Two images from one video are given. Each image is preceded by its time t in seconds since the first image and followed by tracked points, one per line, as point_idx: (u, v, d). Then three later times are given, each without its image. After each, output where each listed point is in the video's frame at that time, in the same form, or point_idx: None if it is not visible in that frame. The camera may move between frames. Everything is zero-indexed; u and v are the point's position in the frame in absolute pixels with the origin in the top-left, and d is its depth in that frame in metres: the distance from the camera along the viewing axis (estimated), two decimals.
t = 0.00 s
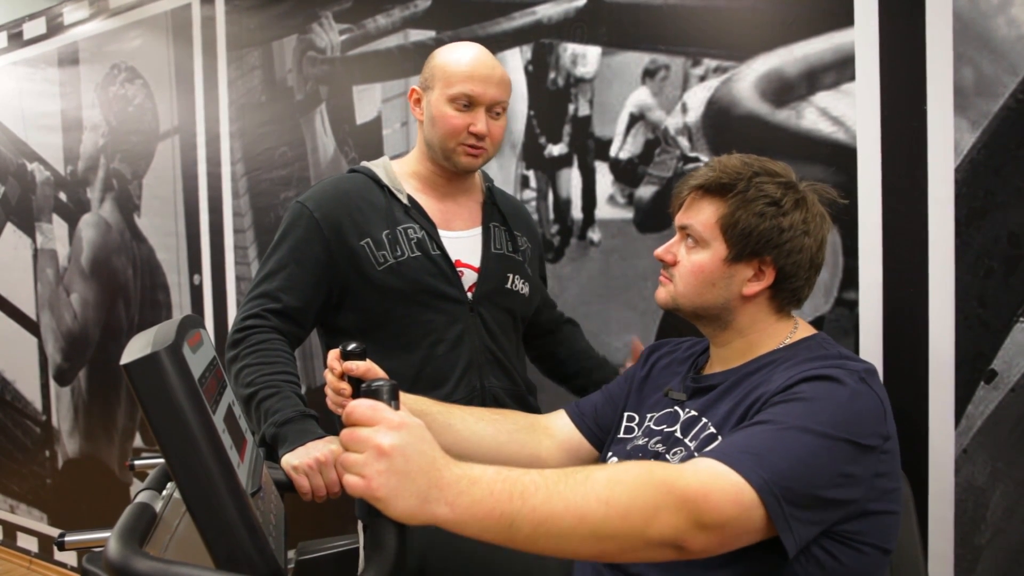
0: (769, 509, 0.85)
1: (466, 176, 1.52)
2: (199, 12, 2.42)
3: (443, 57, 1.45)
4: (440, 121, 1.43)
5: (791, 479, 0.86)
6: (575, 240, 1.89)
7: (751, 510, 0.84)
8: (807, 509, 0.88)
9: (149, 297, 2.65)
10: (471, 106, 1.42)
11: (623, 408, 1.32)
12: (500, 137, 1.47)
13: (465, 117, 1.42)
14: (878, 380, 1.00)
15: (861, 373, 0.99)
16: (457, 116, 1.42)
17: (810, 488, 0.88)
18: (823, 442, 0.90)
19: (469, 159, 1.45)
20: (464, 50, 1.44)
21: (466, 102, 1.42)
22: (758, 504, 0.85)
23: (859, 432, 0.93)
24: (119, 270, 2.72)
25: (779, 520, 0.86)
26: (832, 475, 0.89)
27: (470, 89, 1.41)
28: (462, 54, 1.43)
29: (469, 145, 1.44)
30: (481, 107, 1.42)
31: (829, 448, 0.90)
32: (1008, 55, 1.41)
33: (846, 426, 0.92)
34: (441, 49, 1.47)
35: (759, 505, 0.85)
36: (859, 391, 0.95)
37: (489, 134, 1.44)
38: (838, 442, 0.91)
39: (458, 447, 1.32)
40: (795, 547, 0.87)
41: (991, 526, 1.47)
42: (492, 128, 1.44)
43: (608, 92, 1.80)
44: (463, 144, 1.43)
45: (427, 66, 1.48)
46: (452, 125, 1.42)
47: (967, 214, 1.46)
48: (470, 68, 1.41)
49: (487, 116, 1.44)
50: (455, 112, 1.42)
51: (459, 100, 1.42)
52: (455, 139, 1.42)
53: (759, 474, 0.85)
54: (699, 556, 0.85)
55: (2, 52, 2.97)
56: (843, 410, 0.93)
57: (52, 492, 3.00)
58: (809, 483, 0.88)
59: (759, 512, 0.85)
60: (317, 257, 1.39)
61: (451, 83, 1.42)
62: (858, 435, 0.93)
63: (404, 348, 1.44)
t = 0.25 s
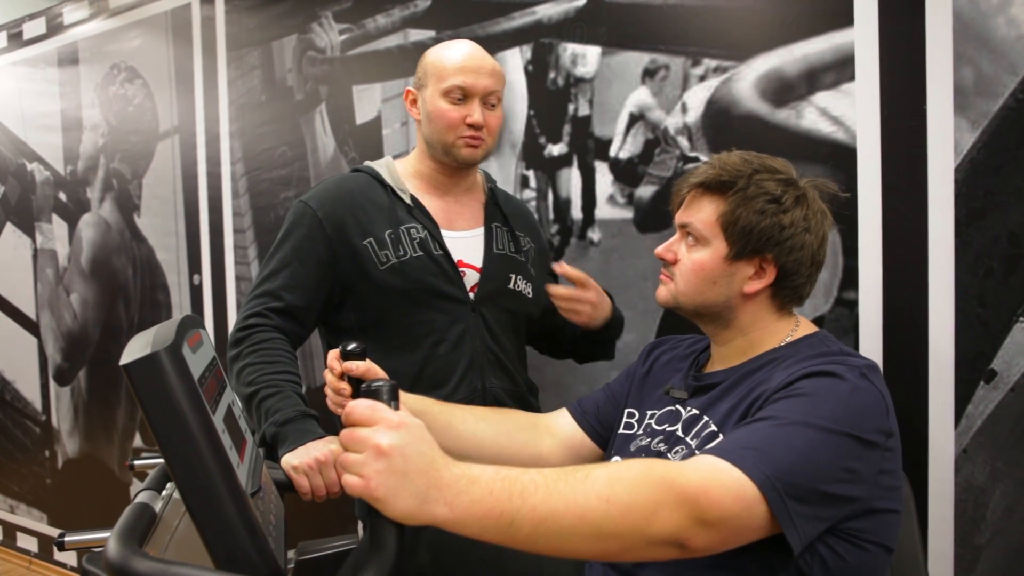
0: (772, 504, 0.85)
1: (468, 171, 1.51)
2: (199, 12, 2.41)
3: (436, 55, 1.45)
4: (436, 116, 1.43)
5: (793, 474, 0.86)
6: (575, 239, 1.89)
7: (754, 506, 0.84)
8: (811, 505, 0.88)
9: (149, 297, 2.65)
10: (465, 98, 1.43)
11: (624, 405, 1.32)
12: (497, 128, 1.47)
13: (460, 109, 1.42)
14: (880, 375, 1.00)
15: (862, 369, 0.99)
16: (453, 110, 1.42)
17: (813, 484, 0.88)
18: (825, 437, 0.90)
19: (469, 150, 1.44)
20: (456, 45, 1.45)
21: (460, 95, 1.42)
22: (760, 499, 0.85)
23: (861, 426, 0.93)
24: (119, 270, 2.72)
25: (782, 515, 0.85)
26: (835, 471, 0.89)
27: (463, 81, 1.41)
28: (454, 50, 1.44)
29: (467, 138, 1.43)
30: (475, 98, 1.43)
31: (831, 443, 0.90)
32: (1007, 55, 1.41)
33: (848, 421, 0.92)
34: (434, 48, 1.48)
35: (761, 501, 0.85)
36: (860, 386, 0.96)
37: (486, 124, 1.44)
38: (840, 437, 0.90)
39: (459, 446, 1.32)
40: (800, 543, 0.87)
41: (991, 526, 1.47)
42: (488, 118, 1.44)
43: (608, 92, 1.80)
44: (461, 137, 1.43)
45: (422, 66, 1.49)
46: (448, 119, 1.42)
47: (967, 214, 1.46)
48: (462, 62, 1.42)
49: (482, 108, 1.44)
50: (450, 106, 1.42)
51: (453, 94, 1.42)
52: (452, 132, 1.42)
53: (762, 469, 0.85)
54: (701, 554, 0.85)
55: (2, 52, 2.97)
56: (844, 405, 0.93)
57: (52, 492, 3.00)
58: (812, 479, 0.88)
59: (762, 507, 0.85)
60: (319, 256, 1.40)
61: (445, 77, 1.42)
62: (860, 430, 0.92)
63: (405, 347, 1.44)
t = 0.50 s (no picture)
0: (772, 512, 0.85)
1: (464, 180, 1.52)
2: (199, 12, 2.41)
3: (442, 61, 1.44)
4: (436, 125, 1.43)
5: (794, 482, 0.86)
6: (575, 240, 1.89)
7: (753, 513, 0.84)
8: (810, 513, 0.88)
9: (149, 297, 2.65)
10: (467, 113, 1.42)
11: (623, 407, 1.32)
12: (497, 143, 1.46)
13: (460, 125, 1.41)
14: (882, 383, 1.00)
15: (865, 377, 0.99)
16: (453, 123, 1.41)
17: (813, 491, 0.88)
18: (825, 444, 0.90)
19: (463, 165, 1.45)
20: (463, 56, 1.43)
21: (462, 110, 1.41)
22: (760, 507, 0.84)
23: (862, 435, 0.93)
24: (119, 271, 2.72)
25: (781, 523, 0.85)
26: (835, 478, 0.89)
27: (466, 98, 1.40)
28: (462, 60, 1.42)
29: (463, 152, 1.44)
30: (477, 115, 1.42)
31: (831, 451, 0.90)
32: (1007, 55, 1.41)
33: (849, 429, 0.92)
34: (442, 51, 1.46)
35: (760, 508, 0.85)
36: (863, 394, 0.95)
37: (485, 141, 1.44)
38: (840, 444, 0.90)
39: (459, 448, 1.32)
40: (798, 551, 0.87)
41: (991, 526, 1.47)
42: (488, 135, 1.44)
43: (608, 92, 1.80)
44: (457, 150, 1.44)
45: (428, 68, 1.47)
46: (446, 131, 1.41)
47: (967, 214, 1.46)
48: (468, 76, 1.40)
49: (483, 124, 1.43)
50: (450, 119, 1.41)
51: (455, 108, 1.41)
52: (449, 144, 1.43)
53: (761, 475, 0.85)
54: (699, 559, 0.85)
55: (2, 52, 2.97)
56: (845, 412, 0.93)
57: (51, 492, 2.99)
58: (812, 486, 0.88)
59: (761, 515, 0.85)
60: (318, 256, 1.40)
61: (448, 90, 1.41)
62: (860, 439, 0.92)
63: (404, 348, 1.44)
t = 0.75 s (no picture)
0: (774, 510, 0.85)
1: (465, 175, 1.52)
2: (199, 12, 2.41)
3: (446, 55, 1.44)
4: (441, 115, 1.42)
5: (795, 479, 0.87)
6: (575, 240, 1.89)
7: (754, 510, 0.84)
8: (810, 509, 0.88)
9: (149, 297, 2.65)
10: (473, 104, 1.42)
11: (622, 401, 1.32)
12: (501, 136, 1.47)
13: (467, 115, 1.42)
14: (882, 380, 1.00)
15: (865, 373, 0.99)
16: (459, 112, 1.42)
17: (814, 489, 0.88)
18: (825, 442, 0.90)
19: (468, 156, 1.44)
20: (467, 50, 1.44)
21: (468, 100, 1.42)
22: (762, 505, 0.84)
23: (862, 432, 0.93)
24: (119, 271, 2.72)
25: (782, 520, 0.85)
26: (835, 476, 0.89)
27: (473, 88, 1.41)
28: (467, 54, 1.43)
29: (468, 141, 1.44)
30: (483, 106, 1.42)
31: (831, 448, 0.90)
32: (1007, 55, 1.41)
33: (849, 426, 0.92)
34: (445, 47, 1.46)
35: (761, 505, 0.85)
36: (862, 391, 0.96)
37: (490, 132, 1.44)
38: (840, 442, 0.91)
39: (458, 446, 1.32)
40: (798, 548, 0.87)
41: (991, 526, 1.47)
42: (493, 127, 1.44)
43: (608, 93, 1.80)
44: (462, 139, 1.43)
45: (429, 64, 1.47)
46: (452, 120, 1.41)
47: (967, 214, 1.46)
48: (474, 67, 1.41)
49: (488, 116, 1.44)
50: (457, 108, 1.41)
51: (461, 99, 1.42)
52: (454, 132, 1.42)
53: (762, 474, 0.85)
54: (701, 557, 0.85)
55: (2, 52, 2.97)
56: (845, 410, 0.93)
57: (51, 492, 2.99)
58: (813, 484, 0.88)
59: (762, 512, 0.85)
60: (314, 259, 1.40)
61: (455, 81, 1.41)
62: (860, 435, 0.92)
63: (402, 350, 1.44)
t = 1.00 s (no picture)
0: (772, 508, 0.85)
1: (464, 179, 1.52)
2: (199, 12, 2.41)
3: (457, 58, 1.44)
4: (447, 118, 1.42)
5: (793, 478, 0.86)
6: (575, 240, 1.89)
7: (753, 510, 0.84)
8: (808, 508, 0.88)
9: (149, 297, 2.65)
10: (481, 110, 1.42)
11: (622, 405, 1.32)
12: (504, 145, 1.47)
13: (474, 120, 1.41)
14: (880, 379, 1.00)
15: (862, 372, 0.99)
16: (466, 117, 1.41)
17: (812, 487, 0.88)
18: (824, 440, 0.90)
19: (470, 161, 1.45)
20: (479, 54, 1.44)
21: (477, 105, 1.41)
22: (760, 503, 0.84)
23: (861, 431, 0.93)
24: (119, 271, 2.72)
25: (780, 518, 0.85)
26: (834, 474, 0.89)
27: (483, 94, 1.41)
28: (477, 59, 1.43)
29: (472, 149, 1.44)
30: (491, 113, 1.42)
31: (830, 447, 0.90)
32: (1008, 55, 1.41)
33: (847, 425, 0.92)
34: (457, 51, 1.46)
35: (759, 505, 0.85)
36: (861, 390, 0.96)
37: (495, 140, 1.44)
38: (839, 441, 0.91)
39: (457, 447, 1.33)
40: (797, 546, 0.87)
41: (991, 526, 1.47)
42: (498, 136, 1.44)
43: (608, 93, 1.80)
44: (466, 145, 1.43)
45: (440, 63, 1.47)
46: (459, 124, 1.41)
47: (967, 214, 1.46)
48: (486, 72, 1.41)
49: (494, 123, 1.44)
50: (464, 112, 1.41)
51: (470, 103, 1.41)
52: (459, 137, 1.42)
53: (761, 473, 0.85)
54: (700, 557, 0.85)
55: (2, 52, 2.97)
56: (844, 410, 0.93)
57: (51, 492, 2.99)
58: (812, 482, 0.88)
59: (761, 511, 0.85)
60: (313, 260, 1.40)
61: (465, 84, 1.41)
62: (859, 435, 0.92)
63: (401, 351, 1.44)
